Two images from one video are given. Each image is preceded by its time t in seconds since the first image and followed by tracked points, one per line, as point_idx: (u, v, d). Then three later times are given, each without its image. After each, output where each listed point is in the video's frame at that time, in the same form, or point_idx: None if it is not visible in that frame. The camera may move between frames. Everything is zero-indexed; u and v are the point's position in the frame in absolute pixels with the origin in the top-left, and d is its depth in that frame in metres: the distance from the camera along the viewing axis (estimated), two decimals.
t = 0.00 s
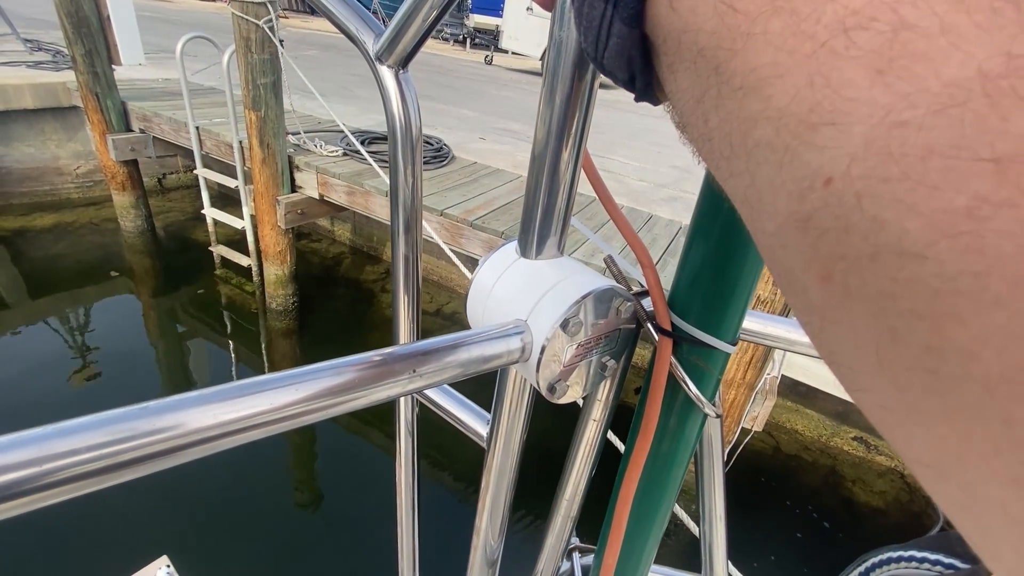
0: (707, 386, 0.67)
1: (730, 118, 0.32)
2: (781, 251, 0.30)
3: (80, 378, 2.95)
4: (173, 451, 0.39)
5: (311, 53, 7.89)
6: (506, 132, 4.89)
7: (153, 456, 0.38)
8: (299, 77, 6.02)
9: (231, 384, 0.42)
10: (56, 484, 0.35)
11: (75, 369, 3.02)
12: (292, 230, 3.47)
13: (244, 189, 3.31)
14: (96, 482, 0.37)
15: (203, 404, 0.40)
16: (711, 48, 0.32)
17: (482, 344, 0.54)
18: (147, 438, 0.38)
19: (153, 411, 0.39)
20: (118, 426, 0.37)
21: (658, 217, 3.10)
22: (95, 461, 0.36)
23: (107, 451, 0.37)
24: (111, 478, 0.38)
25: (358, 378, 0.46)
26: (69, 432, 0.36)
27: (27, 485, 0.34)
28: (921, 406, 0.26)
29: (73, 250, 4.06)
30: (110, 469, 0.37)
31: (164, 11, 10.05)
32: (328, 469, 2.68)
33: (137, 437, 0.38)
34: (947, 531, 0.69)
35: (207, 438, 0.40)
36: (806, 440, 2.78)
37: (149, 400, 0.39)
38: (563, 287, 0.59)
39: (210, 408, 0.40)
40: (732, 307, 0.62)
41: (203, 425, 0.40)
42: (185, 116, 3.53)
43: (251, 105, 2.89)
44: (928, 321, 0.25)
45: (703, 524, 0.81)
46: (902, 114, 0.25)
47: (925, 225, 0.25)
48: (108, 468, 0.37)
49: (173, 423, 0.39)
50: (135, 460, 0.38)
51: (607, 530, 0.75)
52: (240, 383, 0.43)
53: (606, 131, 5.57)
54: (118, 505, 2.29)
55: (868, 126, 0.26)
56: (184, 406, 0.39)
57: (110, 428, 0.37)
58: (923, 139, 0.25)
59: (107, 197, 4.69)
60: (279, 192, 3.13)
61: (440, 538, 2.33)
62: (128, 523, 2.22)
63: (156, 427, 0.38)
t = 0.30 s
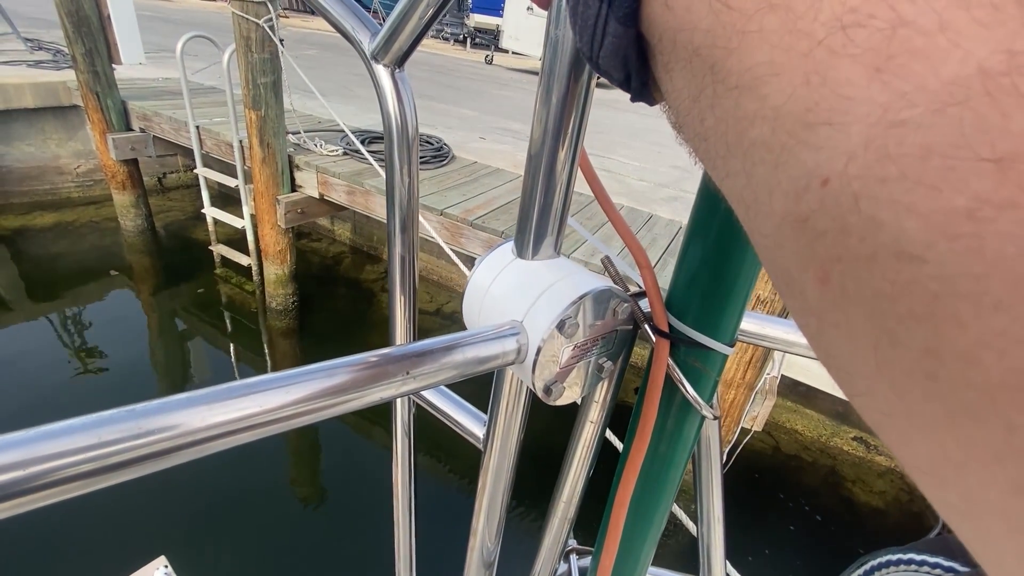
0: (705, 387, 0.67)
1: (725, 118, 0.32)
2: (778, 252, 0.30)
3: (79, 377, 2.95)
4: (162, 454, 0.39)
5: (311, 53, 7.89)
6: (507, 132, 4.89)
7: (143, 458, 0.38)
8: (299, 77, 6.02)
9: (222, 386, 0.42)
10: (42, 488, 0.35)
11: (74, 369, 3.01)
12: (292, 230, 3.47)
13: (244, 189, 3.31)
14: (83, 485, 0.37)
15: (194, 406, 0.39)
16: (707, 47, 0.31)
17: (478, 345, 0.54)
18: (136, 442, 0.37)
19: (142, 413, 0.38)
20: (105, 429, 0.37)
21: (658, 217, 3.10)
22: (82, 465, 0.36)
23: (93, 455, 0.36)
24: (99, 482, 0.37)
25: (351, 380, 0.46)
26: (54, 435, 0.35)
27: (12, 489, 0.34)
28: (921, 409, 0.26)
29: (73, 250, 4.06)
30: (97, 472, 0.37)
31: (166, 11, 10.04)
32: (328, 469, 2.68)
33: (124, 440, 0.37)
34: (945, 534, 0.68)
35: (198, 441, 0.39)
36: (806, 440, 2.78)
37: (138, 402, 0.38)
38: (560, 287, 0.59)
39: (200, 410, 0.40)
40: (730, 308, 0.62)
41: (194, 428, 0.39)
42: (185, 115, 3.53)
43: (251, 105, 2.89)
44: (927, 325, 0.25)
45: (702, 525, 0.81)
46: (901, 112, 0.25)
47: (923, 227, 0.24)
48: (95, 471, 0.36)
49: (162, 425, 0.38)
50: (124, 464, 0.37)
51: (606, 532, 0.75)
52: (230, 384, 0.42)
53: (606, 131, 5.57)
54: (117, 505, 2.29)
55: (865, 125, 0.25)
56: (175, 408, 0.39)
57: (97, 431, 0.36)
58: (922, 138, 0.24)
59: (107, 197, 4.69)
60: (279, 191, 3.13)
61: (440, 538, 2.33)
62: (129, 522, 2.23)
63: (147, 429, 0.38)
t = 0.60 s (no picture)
0: (708, 390, 0.67)
1: (734, 119, 0.31)
2: (787, 258, 0.30)
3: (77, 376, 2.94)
4: (157, 459, 0.38)
5: (311, 52, 7.89)
6: (507, 132, 4.89)
7: (138, 463, 0.38)
8: (299, 77, 6.02)
9: (218, 389, 0.41)
10: (33, 494, 0.34)
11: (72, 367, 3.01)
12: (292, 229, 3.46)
13: (244, 188, 3.31)
14: (76, 491, 0.36)
15: (189, 410, 0.39)
16: (714, 48, 0.31)
17: (479, 347, 0.54)
18: (130, 446, 0.37)
19: (135, 417, 0.38)
20: (97, 433, 0.36)
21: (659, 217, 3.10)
22: (74, 470, 0.35)
23: (86, 460, 0.36)
24: (93, 487, 0.37)
25: (349, 384, 0.46)
26: (46, 439, 0.35)
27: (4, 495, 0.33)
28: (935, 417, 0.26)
29: (72, 249, 4.05)
30: (89, 478, 0.36)
31: (166, 11, 10.03)
32: (327, 470, 2.68)
33: (117, 445, 0.37)
34: (947, 539, 0.68)
35: (194, 445, 0.39)
36: (805, 440, 2.78)
37: (131, 406, 0.38)
38: (560, 289, 0.59)
39: (196, 414, 0.39)
40: (733, 311, 0.62)
41: (188, 431, 0.39)
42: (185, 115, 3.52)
43: (251, 104, 2.88)
44: (942, 334, 0.25)
45: (703, 528, 0.81)
46: (918, 115, 0.24)
47: (939, 233, 0.24)
48: (88, 477, 0.36)
49: (157, 429, 0.38)
50: (117, 469, 0.37)
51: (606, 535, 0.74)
52: (226, 388, 0.42)
53: (606, 131, 5.56)
54: (116, 507, 2.29)
55: (881, 128, 0.25)
56: (170, 412, 0.38)
57: (89, 436, 0.36)
58: (939, 143, 0.24)
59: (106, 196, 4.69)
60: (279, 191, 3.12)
61: (439, 539, 2.33)
62: (127, 525, 2.22)
63: (141, 433, 0.37)
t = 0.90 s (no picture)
0: (710, 393, 0.67)
1: (739, 128, 0.31)
2: (794, 268, 0.30)
3: (77, 374, 2.94)
4: (156, 464, 0.38)
5: (311, 51, 7.90)
6: (507, 131, 4.89)
7: (137, 468, 0.38)
8: (299, 76, 6.02)
9: (218, 393, 0.41)
10: (31, 501, 0.34)
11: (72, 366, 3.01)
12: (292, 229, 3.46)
13: (245, 188, 3.31)
14: (75, 497, 0.36)
15: (187, 416, 0.39)
16: (721, 54, 0.31)
17: (482, 350, 0.54)
18: (128, 451, 0.37)
19: (135, 422, 0.38)
20: (96, 438, 0.36)
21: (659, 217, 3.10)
22: (73, 476, 0.35)
23: (84, 465, 0.35)
24: (92, 493, 0.37)
25: (350, 388, 0.46)
26: (44, 445, 0.35)
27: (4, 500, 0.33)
28: (943, 432, 0.26)
29: (72, 247, 4.06)
30: (88, 484, 0.36)
31: (165, 10, 10.04)
32: (326, 469, 2.69)
33: (116, 450, 0.36)
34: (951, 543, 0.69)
35: (193, 450, 0.39)
36: (805, 441, 2.78)
37: (130, 411, 0.38)
38: (562, 291, 0.59)
39: (195, 419, 0.39)
40: (736, 315, 0.62)
41: (188, 436, 0.39)
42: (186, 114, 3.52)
43: (251, 104, 2.88)
44: (954, 349, 0.25)
45: (704, 531, 0.81)
46: (929, 129, 0.25)
47: (951, 248, 0.24)
48: (86, 483, 0.36)
49: (156, 435, 0.38)
50: (116, 475, 0.37)
51: (607, 539, 0.74)
52: (226, 392, 0.42)
53: (606, 131, 5.56)
54: (115, 510, 2.30)
55: (893, 139, 0.25)
56: (169, 417, 0.38)
57: (87, 442, 0.36)
58: (952, 156, 0.24)
59: (106, 195, 4.69)
60: (279, 190, 3.12)
61: (438, 540, 2.33)
62: (127, 528, 2.23)
63: (140, 438, 0.37)
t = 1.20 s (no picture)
0: (709, 396, 0.67)
1: (742, 128, 0.31)
2: (800, 272, 0.30)
3: (76, 376, 2.95)
4: (149, 468, 0.38)
5: (311, 51, 7.90)
6: (508, 131, 4.89)
7: (126, 473, 0.37)
8: (299, 76, 6.02)
9: (210, 396, 0.41)
10: (21, 506, 0.34)
11: (72, 367, 3.01)
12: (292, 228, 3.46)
13: (245, 187, 3.31)
14: (65, 501, 0.36)
15: (178, 420, 0.39)
16: (723, 54, 0.31)
17: (479, 353, 0.54)
18: (119, 456, 0.37)
19: (125, 426, 0.37)
20: (85, 443, 0.36)
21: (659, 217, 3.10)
22: (62, 481, 0.35)
23: (72, 470, 0.35)
24: (82, 498, 0.37)
25: (346, 391, 0.45)
26: (33, 449, 0.35)
27: None
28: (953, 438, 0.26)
29: (72, 247, 4.06)
30: (78, 489, 0.36)
31: (166, 10, 10.04)
32: (325, 469, 2.70)
33: (107, 455, 0.36)
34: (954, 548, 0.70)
35: (184, 454, 0.39)
36: (805, 441, 2.78)
37: (120, 415, 0.38)
38: (560, 294, 0.59)
39: (188, 422, 0.39)
40: (735, 316, 0.62)
41: (180, 440, 0.39)
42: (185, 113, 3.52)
43: (251, 103, 2.88)
44: (969, 357, 0.25)
45: (703, 533, 0.81)
46: (939, 130, 0.25)
47: (964, 252, 0.24)
48: (76, 488, 0.36)
49: (147, 439, 0.38)
50: (107, 479, 0.37)
51: (606, 541, 0.75)
52: (219, 395, 0.42)
53: (606, 131, 5.57)
54: (114, 511, 2.30)
55: (902, 141, 0.25)
56: (159, 421, 0.38)
57: (76, 446, 0.36)
58: (964, 158, 0.24)
59: (106, 194, 4.69)
60: (279, 190, 3.12)
61: (437, 541, 2.34)
62: (126, 529, 2.23)
63: (129, 442, 0.37)
